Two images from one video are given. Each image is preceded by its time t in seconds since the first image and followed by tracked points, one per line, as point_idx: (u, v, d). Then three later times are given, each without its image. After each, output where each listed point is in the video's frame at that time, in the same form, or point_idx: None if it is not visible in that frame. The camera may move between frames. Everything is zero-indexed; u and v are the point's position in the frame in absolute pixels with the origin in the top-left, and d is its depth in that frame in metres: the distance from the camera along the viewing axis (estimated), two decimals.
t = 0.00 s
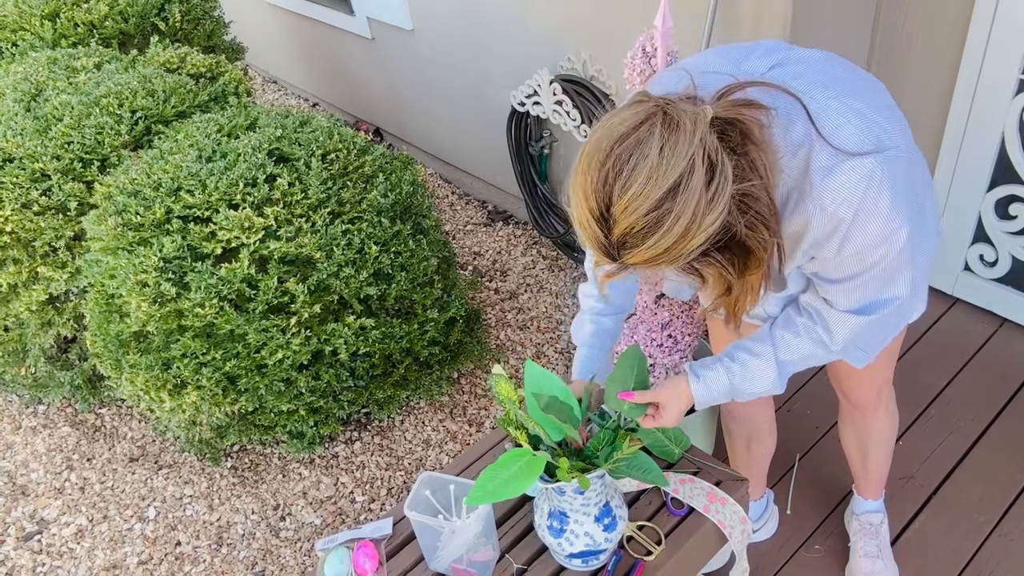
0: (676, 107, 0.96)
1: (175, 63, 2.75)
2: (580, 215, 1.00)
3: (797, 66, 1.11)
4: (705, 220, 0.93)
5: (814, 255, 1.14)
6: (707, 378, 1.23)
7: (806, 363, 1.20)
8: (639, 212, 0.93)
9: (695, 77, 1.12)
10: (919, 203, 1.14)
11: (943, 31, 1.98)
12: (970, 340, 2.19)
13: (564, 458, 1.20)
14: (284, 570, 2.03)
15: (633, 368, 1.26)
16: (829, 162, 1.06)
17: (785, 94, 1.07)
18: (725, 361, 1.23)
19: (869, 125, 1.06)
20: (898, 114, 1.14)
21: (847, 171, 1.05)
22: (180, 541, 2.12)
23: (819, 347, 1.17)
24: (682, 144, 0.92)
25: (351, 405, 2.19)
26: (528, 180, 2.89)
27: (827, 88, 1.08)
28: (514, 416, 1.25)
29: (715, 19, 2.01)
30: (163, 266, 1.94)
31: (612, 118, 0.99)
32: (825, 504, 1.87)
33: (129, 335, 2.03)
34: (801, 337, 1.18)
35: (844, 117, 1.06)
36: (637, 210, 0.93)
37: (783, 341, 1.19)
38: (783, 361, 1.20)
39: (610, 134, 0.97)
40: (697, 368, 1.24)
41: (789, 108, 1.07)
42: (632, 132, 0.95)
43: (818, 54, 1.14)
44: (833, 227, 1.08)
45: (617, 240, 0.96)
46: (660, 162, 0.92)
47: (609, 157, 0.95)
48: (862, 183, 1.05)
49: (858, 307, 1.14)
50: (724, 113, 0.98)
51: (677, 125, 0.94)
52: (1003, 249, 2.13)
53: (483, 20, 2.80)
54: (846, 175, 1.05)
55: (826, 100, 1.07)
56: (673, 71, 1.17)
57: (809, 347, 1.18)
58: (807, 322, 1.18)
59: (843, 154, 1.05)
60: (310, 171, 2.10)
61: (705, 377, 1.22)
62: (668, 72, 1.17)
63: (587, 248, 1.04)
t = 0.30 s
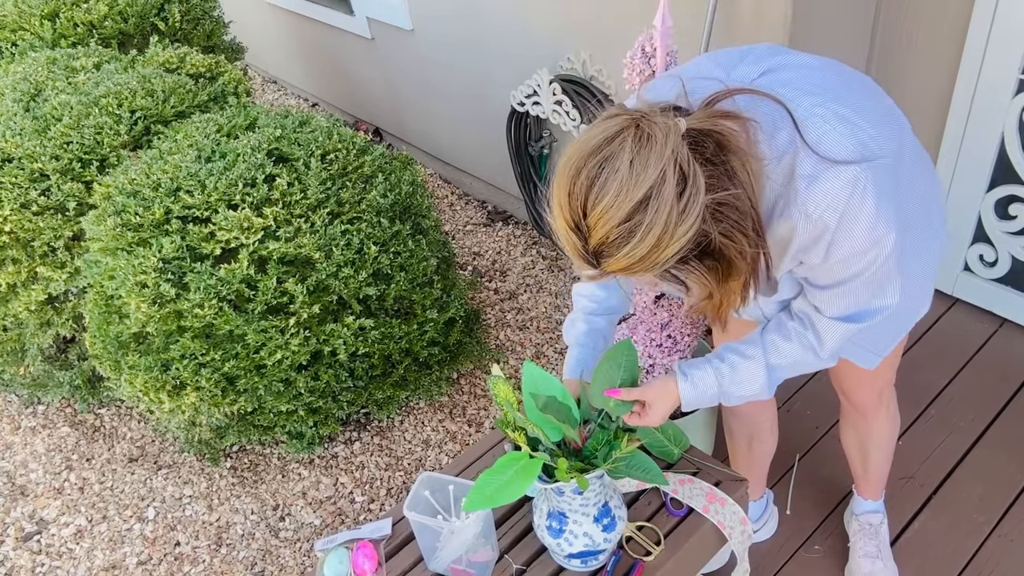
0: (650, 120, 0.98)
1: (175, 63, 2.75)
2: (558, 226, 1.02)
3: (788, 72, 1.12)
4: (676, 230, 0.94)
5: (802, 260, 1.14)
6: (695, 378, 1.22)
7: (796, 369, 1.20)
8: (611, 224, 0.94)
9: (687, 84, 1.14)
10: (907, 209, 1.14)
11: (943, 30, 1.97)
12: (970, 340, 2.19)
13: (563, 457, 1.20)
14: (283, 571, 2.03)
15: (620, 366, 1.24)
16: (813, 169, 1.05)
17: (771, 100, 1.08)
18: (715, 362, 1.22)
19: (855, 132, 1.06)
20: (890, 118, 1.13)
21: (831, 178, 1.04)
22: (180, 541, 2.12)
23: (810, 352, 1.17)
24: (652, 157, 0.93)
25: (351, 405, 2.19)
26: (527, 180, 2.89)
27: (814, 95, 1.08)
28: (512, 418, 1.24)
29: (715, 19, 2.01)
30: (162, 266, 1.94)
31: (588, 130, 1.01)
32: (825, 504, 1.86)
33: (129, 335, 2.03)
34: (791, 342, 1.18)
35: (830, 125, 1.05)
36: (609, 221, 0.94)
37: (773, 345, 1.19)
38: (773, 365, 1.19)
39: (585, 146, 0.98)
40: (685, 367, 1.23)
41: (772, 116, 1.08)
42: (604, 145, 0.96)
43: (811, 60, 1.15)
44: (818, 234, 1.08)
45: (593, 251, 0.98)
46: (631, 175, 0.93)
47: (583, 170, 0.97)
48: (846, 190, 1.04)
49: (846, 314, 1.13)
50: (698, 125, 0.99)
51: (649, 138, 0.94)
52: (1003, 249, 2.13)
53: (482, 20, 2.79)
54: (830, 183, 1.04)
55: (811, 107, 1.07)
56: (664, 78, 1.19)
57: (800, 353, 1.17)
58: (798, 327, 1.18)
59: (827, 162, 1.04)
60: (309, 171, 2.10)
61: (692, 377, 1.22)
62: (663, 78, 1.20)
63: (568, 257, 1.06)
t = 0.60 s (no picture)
0: (640, 127, 0.98)
1: (175, 63, 2.75)
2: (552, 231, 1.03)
3: (786, 78, 1.11)
4: (666, 235, 0.94)
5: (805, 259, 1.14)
6: (708, 364, 1.23)
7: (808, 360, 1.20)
8: (602, 230, 0.95)
9: (686, 89, 1.14)
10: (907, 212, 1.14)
11: (943, 31, 1.97)
12: (971, 340, 2.19)
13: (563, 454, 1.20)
14: (284, 570, 2.03)
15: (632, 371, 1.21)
16: (807, 177, 1.06)
17: (765, 107, 1.08)
18: (727, 351, 1.23)
19: (848, 139, 1.05)
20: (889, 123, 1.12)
21: (824, 187, 1.04)
22: (180, 541, 2.12)
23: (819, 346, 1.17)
24: (641, 164, 0.94)
25: (351, 405, 2.19)
26: (528, 180, 2.90)
27: (810, 102, 1.07)
28: (514, 420, 1.24)
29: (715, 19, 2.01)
30: (163, 266, 1.94)
31: (580, 137, 1.02)
32: (826, 504, 1.87)
33: (130, 335, 2.03)
34: (801, 334, 1.18)
35: (824, 133, 1.05)
36: (599, 227, 0.95)
37: (783, 336, 1.20)
38: (784, 356, 1.20)
39: (576, 153, 0.99)
40: (700, 355, 1.24)
41: (766, 122, 1.08)
42: (594, 153, 0.97)
43: (811, 64, 1.14)
44: (815, 239, 1.09)
45: (585, 256, 0.99)
46: (620, 182, 0.94)
47: (574, 178, 0.98)
48: (840, 199, 1.04)
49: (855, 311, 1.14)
50: (689, 131, 0.99)
51: (638, 145, 0.95)
52: (1003, 249, 2.13)
53: (483, 20, 2.80)
54: (823, 192, 1.05)
55: (806, 114, 1.06)
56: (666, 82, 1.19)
57: (810, 345, 1.18)
58: (808, 320, 1.19)
59: (821, 170, 1.04)
60: (310, 171, 2.10)
61: (709, 367, 1.23)
62: (663, 81, 1.20)
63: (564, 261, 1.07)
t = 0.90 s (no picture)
0: (664, 139, 0.97)
1: (175, 63, 2.75)
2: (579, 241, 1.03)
3: (811, 93, 1.07)
4: (692, 244, 0.94)
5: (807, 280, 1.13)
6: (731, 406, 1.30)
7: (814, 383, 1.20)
8: (629, 240, 0.94)
9: (708, 99, 1.12)
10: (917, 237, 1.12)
11: (943, 31, 1.97)
12: (971, 340, 2.19)
13: (563, 458, 1.20)
14: (283, 571, 2.03)
15: (639, 377, 1.22)
16: (820, 203, 1.03)
17: (787, 127, 1.05)
18: (743, 388, 1.28)
19: (867, 166, 1.01)
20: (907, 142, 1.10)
21: (835, 213, 1.02)
22: (180, 541, 2.12)
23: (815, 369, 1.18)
24: (666, 175, 0.93)
25: (351, 405, 2.19)
26: (527, 180, 2.89)
27: (833, 121, 1.03)
28: (516, 431, 1.23)
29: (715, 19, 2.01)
30: (162, 266, 1.94)
31: (605, 149, 1.01)
32: (826, 504, 1.86)
33: (129, 335, 2.03)
34: (797, 368, 1.20)
35: (842, 159, 1.01)
36: (627, 238, 0.94)
37: (783, 372, 1.22)
38: (790, 388, 1.22)
39: (601, 165, 0.99)
40: (724, 393, 1.31)
41: (784, 141, 1.05)
42: (619, 164, 0.96)
43: (839, 81, 1.09)
44: (819, 259, 1.07)
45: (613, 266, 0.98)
46: (646, 193, 0.93)
47: (599, 189, 0.97)
48: (848, 228, 1.02)
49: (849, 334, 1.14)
50: (712, 141, 0.99)
51: (663, 156, 0.94)
52: (1003, 249, 2.13)
53: (483, 20, 2.79)
54: (833, 218, 1.02)
55: (828, 137, 1.02)
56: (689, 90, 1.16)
57: (806, 375, 1.19)
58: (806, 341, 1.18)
59: (834, 197, 1.02)
60: (309, 171, 2.10)
61: (732, 405, 1.29)
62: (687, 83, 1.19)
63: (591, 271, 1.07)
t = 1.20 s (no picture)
0: (706, 165, 0.98)
1: (175, 63, 2.75)
2: (617, 263, 1.03)
3: (847, 127, 1.04)
4: (732, 268, 0.94)
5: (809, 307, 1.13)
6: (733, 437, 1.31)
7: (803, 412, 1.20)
8: (669, 264, 0.95)
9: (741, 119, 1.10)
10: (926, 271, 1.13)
11: (943, 31, 1.97)
12: (971, 340, 2.19)
13: (563, 457, 1.20)
14: (284, 570, 2.03)
15: (637, 372, 1.24)
16: (839, 240, 1.02)
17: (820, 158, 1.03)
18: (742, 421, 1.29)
19: (890, 207, 1.00)
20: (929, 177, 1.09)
21: (853, 251, 1.00)
22: (180, 541, 2.12)
23: (806, 398, 1.17)
24: (709, 201, 0.94)
25: (351, 405, 2.19)
26: (527, 180, 2.89)
27: (863, 163, 1.01)
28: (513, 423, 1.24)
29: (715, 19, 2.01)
30: (163, 265, 1.94)
31: (645, 174, 1.02)
32: (825, 505, 1.86)
33: (129, 334, 2.03)
34: (785, 399, 1.20)
35: (867, 203, 0.99)
36: (668, 261, 0.95)
37: (774, 404, 1.22)
38: (783, 419, 1.22)
39: (642, 189, 0.99)
40: (726, 425, 1.32)
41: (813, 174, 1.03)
42: (661, 189, 0.97)
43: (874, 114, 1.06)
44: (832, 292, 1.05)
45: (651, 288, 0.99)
46: (688, 218, 0.94)
47: (641, 214, 0.98)
48: (864, 266, 1.00)
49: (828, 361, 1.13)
50: (751, 168, 1.00)
51: (705, 183, 0.95)
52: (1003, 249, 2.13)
53: (483, 20, 2.79)
54: (852, 256, 1.00)
55: (855, 174, 1.00)
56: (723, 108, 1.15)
57: (794, 406, 1.19)
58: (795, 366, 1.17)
59: (853, 235, 1.00)
60: (310, 171, 2.10)
61: (731, 435, 1.30)
62: (722, 98, 1.17)
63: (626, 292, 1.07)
